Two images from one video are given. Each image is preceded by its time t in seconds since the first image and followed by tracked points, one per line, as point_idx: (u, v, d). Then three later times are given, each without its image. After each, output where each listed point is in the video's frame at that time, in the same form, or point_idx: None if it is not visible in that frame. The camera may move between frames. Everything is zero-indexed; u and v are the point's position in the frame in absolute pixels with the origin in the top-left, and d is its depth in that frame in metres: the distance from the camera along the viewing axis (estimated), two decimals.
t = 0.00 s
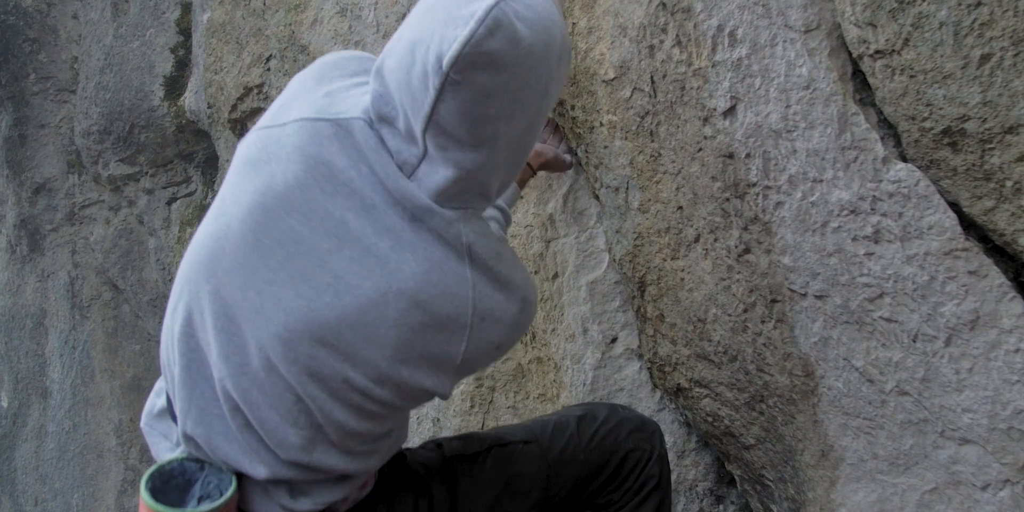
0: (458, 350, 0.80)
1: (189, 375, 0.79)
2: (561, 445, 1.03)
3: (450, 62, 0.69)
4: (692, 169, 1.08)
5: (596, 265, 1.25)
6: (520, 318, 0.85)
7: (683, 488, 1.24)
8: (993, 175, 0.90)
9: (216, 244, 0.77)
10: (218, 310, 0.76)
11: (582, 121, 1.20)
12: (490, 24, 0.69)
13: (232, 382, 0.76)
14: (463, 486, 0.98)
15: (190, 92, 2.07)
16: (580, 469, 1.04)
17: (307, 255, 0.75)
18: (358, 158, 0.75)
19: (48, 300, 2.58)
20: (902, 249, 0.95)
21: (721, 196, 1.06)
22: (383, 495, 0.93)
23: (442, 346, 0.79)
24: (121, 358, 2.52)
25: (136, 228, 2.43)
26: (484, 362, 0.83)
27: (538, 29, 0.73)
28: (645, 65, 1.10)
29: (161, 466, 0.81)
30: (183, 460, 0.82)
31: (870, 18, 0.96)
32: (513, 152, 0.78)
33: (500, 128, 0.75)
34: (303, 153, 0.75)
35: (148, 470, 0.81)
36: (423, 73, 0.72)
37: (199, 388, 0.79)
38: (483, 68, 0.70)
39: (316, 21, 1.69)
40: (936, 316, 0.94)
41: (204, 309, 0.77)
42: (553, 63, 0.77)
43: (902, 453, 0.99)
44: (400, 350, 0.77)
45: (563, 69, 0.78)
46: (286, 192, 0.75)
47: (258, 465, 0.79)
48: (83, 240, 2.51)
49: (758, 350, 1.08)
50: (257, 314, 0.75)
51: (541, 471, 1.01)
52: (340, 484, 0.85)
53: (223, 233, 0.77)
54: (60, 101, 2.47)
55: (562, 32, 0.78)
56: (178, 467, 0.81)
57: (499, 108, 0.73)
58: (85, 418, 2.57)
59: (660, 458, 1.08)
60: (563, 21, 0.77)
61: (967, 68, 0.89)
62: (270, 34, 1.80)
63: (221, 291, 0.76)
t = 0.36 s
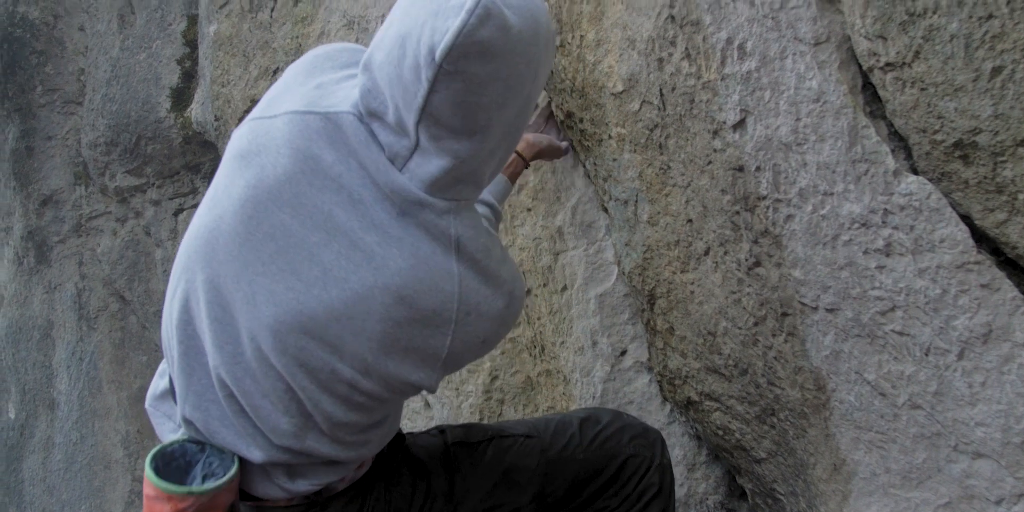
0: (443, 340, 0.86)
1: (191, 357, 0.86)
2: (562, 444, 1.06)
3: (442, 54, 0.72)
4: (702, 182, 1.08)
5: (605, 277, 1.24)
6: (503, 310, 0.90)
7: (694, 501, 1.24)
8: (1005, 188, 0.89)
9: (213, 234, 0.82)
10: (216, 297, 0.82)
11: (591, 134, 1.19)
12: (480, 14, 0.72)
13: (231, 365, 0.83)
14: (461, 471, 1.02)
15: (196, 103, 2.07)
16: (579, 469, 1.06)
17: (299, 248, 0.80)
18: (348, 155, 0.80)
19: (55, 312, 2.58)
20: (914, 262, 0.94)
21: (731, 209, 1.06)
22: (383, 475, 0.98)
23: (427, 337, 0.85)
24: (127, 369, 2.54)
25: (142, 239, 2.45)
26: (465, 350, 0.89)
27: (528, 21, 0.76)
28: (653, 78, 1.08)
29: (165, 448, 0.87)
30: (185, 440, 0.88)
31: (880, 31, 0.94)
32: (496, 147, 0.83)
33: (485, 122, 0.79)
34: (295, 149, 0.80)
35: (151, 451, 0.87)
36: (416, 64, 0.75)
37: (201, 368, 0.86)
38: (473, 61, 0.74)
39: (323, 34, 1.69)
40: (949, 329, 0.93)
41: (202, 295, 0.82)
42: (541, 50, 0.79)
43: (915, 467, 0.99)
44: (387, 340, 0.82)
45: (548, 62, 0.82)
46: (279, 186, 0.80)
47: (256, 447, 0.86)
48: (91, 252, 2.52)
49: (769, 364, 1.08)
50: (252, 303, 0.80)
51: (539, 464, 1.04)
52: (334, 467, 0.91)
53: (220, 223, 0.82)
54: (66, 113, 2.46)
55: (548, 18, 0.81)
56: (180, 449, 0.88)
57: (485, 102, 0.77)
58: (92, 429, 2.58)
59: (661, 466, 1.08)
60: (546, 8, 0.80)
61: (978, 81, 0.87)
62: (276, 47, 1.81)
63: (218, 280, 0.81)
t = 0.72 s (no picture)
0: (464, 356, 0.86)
1: (212, 374, 0.86)
2: (582, 460, 1.05)
3: (449, 90, 0.70)
4: (718, 200, 1.07)
5: (620, 294, 1.24)
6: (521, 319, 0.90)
7: None
8: None
9: (231, 256, 0.81)
10: (235, 320, 0.81)
11: (605, 150, 1.18)
12: (488, 49, 0.70)
13: (251, 387, 0.82)
14: (479, 484, 1.03)
15: (208, 118, 2.07)
16: (599, 485, 1.05)
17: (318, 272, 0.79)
18: (364, 180, 0.78)
19: (67, 326, 2.60)
20: (933, 281, 0.93)
21: (748, 227, 1.06)
22: (402, 484, 0.98)
23: (447, 355, 0.84)
24: (140, 383, 2.54)
25: (154, 253, 2.45)
26: (484, 363, 0.88)
27: (537, 47, 0.74)
28: (668, 95, 1.08)
29: (186, 456, 0.88)
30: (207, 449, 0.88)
31: (897, 48, 0.92)
32: (511, 168, 0.81)
33: (496, 149, 0.77)
34: (310, 173, 0.78)
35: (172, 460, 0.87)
36: (423, 99, 0.73)
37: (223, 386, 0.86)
38: (480, 95, 0.72)
39: (336, 50, 1.68)
40: (969, 349, 0.92)
41: (222, 319, 0.82)
42: (553, 73, 0.77)
43: (935, 486, 0.99)
44: (408, 361, 0.82)
45: (561, 82, 0.79)
46: (296, 210, 0.79)
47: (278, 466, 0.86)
48: (103, 266, 2.53)
49: (787, 382, 1.08)
50: (271, 327, 0.80)
51: (558, 480, 1.04)
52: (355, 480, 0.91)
53: (237, 246, 0.81)
54: (78, 127, 2.44)
55: (560, 37, 0.78)
56: (202, 457, 0.88)
57: (496, 131, 0.75)
58: (104, 444, 2.58)
59: (682, 486, 1.07)
60: (559, 27, 0.77)
61: (997, 98, 0.85)
62: (289, 63, 1.81)
63: (238, 302, 0.81)
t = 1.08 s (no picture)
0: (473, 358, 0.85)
1: (223, 388, 0.85)
2: (599, 484, 1.05)
3: (441, 100, 0.71)
4: (740, 221, 1.07)
5: (640, 315, 1.23)
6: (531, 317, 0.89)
7: None
8: None
9: (234, 272, 0.81)
10: (242, 334, 0.81)
11: (625, 171, 1.18)
12: (475, 56, 0.70)
13: (260, 398, 0.81)
14: (494, 502, 1.02)
15: (224, 136, 2.08)
16: (615, 509, 1.05)
17: (321, 282, 0.79)
18: (362, 187, 0.78)
19: (83, 344, 2.60)
20: (959, 304, 0.92)
21: (770, 249, 1.05)
22: (417, 497, 0.96)
23: (455, 357, 0.83)
24: (155, 401, 2.55)
25: (170, 271, 2.51)
26: (495, 364, 0.87)
27: (523, 48, 0.74)
28: (689, 117, 1.07)
29: (201, 469, 0.89)
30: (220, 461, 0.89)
31: (921, 70, 0.92)
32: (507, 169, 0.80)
33: (492, 152, 0.76)
34: (307, 184, 0.78)
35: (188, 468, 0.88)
36: (414, 109, 0.73)
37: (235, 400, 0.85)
38: (472, 101, 0.72)
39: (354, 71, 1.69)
40: (996, 372, 0.91)
41: (229, 334, 0.82)
42: (539, 71, 0.77)
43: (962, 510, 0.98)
44: (416, 364, 0.81)
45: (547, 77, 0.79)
46: (295, 221, 0.79)
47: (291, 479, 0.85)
48: (119, 283, 2.55)
49: (810, 405, 1.07)
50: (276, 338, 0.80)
51: (574, 503, 1.04)
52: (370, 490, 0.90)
53: (240, 261, 0.81)
54: (94, 145, 2.46)
55: (542, 36, 0.78)
56: (217, 470, 0.89)
57: (491, 134, 0.75)
58: (120, 462, 2.59)
59: None
60: (540, 24, 0.77)
61: None
62: (306, 83, 1.81)
63: (243, 316, 0.81)
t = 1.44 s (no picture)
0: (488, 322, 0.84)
1: (251, 380, 0.84)
2: (635, 505, 1.02)
3: (419, 44, 0.72)
4: (766, 247, 1.06)
5: (664, 340, 1.23)
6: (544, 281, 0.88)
7: None
8: None
9: (247, 262, 0.82)
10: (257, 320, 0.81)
11: (649, 195, 1.17)
12: None
13: (280, 385, 0.81)
14: None
15: (243, 157, 2.09)
16: None
17: (330, 258, 0.79)
18: (362, 154, 0.78)
19: (102, 363, 2.62)
20: (990, 331, 0.90)
21: (797, 275, 1.04)
22: (447, 494, 0.96)
23: (469, 319, 0.83)
24: (173, 421, 2.51)
25: (187, 290, 2.46)
26: (512, 328, 0.86)
27: None
28: (714, 142, 1.07)
29: (233, 464, 0.85)
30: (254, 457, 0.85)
31: (950, 96, 0.90)
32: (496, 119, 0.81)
33: (479, 99, 0.77)
34: (309, 161, 0.79)
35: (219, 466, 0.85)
36: (396, 58, 0.74)
37: (259, 392, 0.84)
38: (451, 40, 0.73)
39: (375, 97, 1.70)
40: None
41: (248, 322, 0.82)
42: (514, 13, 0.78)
43: None
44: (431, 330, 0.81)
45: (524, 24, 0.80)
46: (299, 201, 0.79)
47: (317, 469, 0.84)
48: (137, 304, 2.55)
49: (838, 432, 1.06)
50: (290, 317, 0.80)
51: None
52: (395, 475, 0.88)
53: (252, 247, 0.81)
54: (114, 166, 2.50)
55: None
56: (248, 466, 0.86)
57: (475, 78, 0.76)
58: (137, 482, 2.58)
59: None
60: None
61: None
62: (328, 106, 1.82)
63: (257, 302, 0.81)
